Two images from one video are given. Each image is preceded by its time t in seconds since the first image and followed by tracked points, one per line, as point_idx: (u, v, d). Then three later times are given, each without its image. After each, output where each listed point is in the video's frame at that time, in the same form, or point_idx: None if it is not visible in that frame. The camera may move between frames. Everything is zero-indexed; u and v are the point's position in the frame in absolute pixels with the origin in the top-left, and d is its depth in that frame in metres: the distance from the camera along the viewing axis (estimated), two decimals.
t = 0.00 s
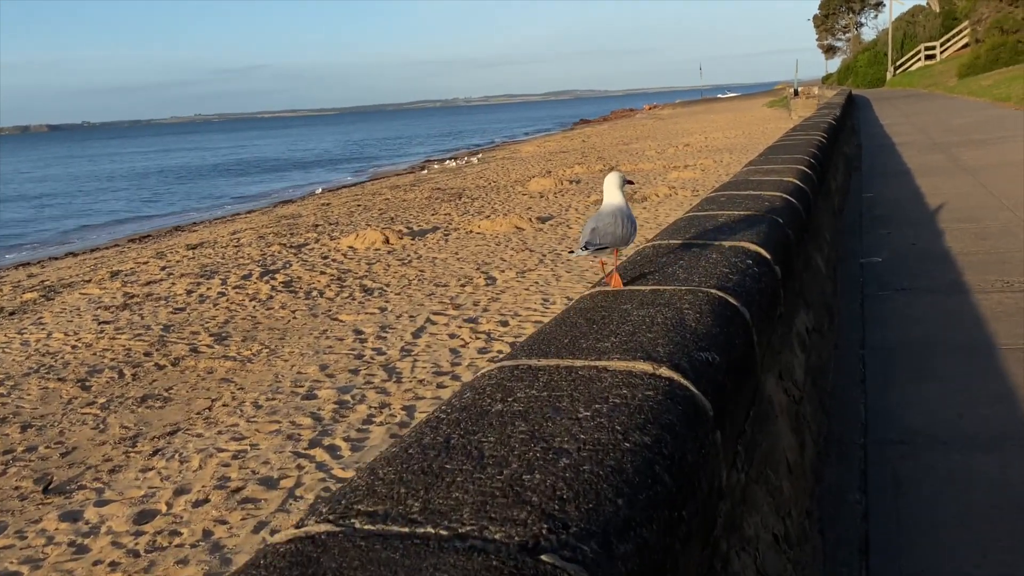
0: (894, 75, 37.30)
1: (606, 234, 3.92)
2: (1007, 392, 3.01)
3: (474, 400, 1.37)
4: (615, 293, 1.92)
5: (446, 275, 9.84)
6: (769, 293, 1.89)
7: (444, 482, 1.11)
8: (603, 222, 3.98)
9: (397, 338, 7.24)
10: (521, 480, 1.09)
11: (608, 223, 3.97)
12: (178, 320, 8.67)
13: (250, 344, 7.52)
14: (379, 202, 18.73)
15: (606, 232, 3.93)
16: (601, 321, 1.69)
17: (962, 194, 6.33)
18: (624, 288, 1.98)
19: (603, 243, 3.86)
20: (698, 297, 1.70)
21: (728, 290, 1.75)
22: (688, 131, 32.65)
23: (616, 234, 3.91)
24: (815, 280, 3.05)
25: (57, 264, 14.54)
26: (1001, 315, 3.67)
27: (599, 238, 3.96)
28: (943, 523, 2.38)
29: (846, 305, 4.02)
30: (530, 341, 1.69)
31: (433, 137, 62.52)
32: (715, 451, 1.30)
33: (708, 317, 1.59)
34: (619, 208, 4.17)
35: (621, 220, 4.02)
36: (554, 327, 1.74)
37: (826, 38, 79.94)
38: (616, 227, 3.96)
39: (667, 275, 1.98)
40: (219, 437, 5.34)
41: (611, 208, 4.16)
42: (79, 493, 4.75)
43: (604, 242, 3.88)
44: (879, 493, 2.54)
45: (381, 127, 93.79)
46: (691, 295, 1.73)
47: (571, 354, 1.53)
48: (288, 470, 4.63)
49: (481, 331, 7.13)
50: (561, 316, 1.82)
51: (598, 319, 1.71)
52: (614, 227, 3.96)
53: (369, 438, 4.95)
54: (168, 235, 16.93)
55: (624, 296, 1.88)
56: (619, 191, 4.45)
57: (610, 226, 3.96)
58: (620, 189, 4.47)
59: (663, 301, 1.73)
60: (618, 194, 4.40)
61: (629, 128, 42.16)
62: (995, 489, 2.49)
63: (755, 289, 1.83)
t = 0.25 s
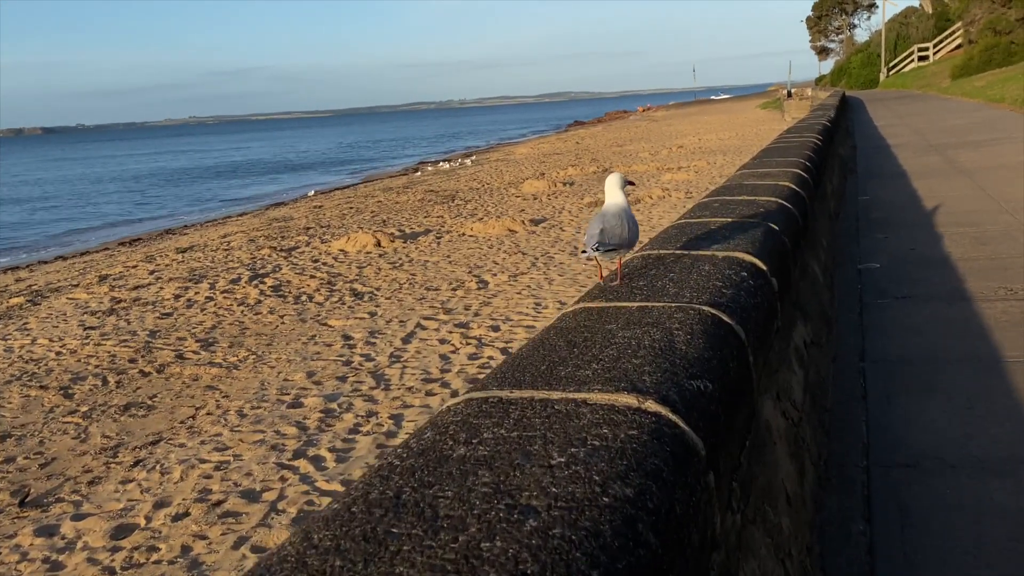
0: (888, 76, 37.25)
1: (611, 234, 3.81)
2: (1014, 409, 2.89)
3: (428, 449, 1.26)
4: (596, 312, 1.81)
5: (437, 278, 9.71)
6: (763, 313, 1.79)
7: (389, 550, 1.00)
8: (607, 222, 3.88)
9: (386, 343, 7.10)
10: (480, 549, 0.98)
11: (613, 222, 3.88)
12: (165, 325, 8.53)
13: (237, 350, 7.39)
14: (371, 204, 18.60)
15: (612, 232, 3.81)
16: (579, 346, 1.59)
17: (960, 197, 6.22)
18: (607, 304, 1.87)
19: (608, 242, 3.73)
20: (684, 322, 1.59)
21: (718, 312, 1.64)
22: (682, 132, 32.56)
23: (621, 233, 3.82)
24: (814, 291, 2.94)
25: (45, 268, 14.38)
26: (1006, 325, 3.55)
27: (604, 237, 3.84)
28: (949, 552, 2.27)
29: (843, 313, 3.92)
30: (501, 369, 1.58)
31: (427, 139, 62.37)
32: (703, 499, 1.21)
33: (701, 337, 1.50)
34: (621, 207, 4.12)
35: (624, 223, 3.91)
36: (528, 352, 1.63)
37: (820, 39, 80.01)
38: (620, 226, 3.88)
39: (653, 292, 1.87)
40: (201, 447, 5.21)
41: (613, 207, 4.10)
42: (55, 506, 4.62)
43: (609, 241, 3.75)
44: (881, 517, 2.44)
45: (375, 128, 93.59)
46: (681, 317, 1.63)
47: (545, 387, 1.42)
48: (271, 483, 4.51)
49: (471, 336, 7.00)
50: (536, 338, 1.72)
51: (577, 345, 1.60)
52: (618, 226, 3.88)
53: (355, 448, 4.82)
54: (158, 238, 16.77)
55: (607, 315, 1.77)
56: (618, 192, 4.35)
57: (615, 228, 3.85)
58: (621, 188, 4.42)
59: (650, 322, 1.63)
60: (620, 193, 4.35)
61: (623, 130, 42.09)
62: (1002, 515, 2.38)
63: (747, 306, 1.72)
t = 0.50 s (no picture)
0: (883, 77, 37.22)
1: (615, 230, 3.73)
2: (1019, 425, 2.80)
3: (384, 498, 1.15)
4: (582, 331, 1.71)
5: (429, 282, 9.59)
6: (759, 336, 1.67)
7: None
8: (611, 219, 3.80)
9: (377, 348, 6.98)
10: None
11: (615, 212, 3.85)
12: (153, 330, 8.39)
13: (225, 356, 7.26)
14: (365, 207, 18.48)
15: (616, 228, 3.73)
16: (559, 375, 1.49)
17: (959, 199, 6.12)
18: (594, 321, 1.77)
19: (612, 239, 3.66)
20: (670, 350, 1.49)
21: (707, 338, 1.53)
22: (677, 134, 32.48)
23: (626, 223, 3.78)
24: (814, 301, 2.84)
25: (35, 272, 14.24)
26: (1010, 335, 3.45)
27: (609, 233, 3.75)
28: None
29: (843, 322, 3.82)
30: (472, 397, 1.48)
31: (422, 141, 62.24)
32: (695, 552, 1.13)
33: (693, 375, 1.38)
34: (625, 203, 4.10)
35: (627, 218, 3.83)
36: (502, 379, 1.54)
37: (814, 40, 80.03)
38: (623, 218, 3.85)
39: (643, 308, 1.77)
40: (185, 457, 5.09)
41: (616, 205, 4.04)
42: (34, 519, 4.50)
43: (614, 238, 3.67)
44: (889, 540, 2.34)
45: (370, 130, 93.39)
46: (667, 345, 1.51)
47: (517, 423, 1.32)
48: (255, 494, 4.39)
49: (463, 341, 6.88)
50: (513, 362, 1.62)
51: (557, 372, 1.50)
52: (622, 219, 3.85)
53: (342, 458, 4.71)
54: (149, 242, 16.63)
55: (592, 336, 1.67)
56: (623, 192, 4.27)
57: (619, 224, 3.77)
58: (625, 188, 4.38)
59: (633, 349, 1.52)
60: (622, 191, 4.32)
61: (618, 132, 42.00)
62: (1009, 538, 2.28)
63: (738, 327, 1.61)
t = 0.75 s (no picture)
0: (881, 76, 37.12)
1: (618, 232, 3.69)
2: None
3: (315, 571, 1.02)
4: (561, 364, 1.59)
5: (423, 284, 9.48)
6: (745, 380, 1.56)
7: None
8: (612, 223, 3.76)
9: (368, 353, 6.86)
10: None
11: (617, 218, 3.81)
12: (142, 334, 8.27)
13: (214, 361, 7.14)
14: (361, 208, 18.36)
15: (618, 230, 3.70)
16: (526, 422, 1.37)
17: (961, 202, 6.01)
18: (574, 353, 1.66)
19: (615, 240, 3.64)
20: (651, 393, 1.40)
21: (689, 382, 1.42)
22: (675, 134, 32.38)
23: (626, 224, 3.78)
24: (814, 308, 2.72)
25: (26, 275, 14.11)
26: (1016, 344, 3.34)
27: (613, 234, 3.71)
28: None
29: (844, 332, 3.71)
30: (433, 442, 1.37)
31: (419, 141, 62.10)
32: None
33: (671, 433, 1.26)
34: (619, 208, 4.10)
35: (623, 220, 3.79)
36: (466, 423, 1.42)
37: (812, 40, 79.95)
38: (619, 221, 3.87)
39: (628, 338, 1.65)
40: (170, 466, 4.97)
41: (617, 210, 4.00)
42: (13, 532, 4.38)
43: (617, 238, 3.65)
44: (891, 562, 2.20)
45: (367, 131, 93.25)
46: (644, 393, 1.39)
47: (477, 478, 1.20)
48: (240, 506, 4.27)
49: (456, 346, 6.76)
50: (480, 402, 1.51)
51: (526, 417, 1.39)
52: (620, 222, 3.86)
53: (330, 469, 4.59)
54: (143, 244, 16.51)
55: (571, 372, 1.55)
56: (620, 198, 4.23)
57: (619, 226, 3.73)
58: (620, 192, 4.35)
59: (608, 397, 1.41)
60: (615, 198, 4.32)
61: (615, 132, 41.90)
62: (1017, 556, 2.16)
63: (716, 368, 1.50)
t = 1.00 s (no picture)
0: (881, 75, 37.00)
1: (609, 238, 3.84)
2: None
3: None
4: (529, 398, 1.39)
5: (418, 287, 9.36)
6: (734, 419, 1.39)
7: None
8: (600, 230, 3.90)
9: (360, 358, 6.74)
10: None
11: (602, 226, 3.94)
12: (132, 338, 8.15)
13: (202, 366, 7.01)
14: (357, 208, 18.24)
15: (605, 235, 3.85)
16: (483, 473, 1.16)
17: (965, 204, 5.88)
18: (543, 384, 1.46)
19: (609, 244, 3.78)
20: (632, 421, 1.24)
21: (672, 421, 1.23)
22: (674, 133, 32.28)
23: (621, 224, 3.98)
24: (812, 324, 2.55)
25: (18, 277, 13.99)
26: None
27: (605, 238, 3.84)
28: None
29: (844, 347, 3.55)
30: (373, 497, 1.15)
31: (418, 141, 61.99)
32: None
33: (647, 486, 1.07)
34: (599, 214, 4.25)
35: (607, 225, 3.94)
36: (413, 473, 1.20)
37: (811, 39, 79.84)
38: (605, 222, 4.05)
39: (604, 369, 1.47)
40: (153, 477, 4.84)
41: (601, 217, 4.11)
42: None
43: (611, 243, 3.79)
44: None
45: (367, 130, 93.17)
46: (619, 434, 1.20)
47: (414, 551, 0.99)
48: (222, 519, 4.15)
49: (449, 351, 6.64)
50: (432, 444, 1.30)
51: (482, 466, 1.18)
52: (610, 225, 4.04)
53: (316, 480, 4.47)
54: (137, 245, 16.39)
55: (537, 407, 1.35)
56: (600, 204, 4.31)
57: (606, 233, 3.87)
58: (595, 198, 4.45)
59: (576, 439, 1.21)
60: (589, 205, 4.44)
61: (614, 131, 41.78)
62: None
63: (702, 405, 1.32)
